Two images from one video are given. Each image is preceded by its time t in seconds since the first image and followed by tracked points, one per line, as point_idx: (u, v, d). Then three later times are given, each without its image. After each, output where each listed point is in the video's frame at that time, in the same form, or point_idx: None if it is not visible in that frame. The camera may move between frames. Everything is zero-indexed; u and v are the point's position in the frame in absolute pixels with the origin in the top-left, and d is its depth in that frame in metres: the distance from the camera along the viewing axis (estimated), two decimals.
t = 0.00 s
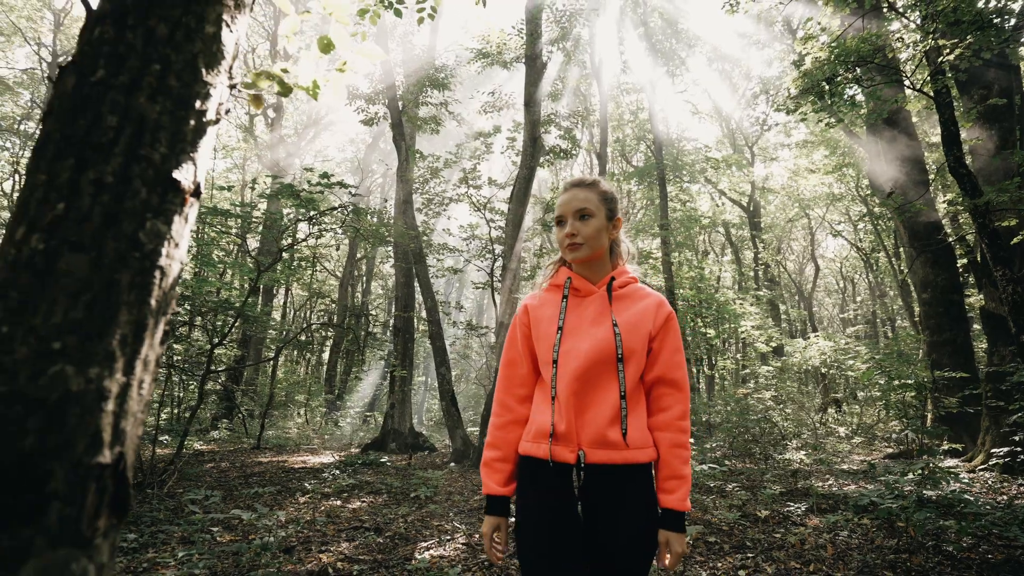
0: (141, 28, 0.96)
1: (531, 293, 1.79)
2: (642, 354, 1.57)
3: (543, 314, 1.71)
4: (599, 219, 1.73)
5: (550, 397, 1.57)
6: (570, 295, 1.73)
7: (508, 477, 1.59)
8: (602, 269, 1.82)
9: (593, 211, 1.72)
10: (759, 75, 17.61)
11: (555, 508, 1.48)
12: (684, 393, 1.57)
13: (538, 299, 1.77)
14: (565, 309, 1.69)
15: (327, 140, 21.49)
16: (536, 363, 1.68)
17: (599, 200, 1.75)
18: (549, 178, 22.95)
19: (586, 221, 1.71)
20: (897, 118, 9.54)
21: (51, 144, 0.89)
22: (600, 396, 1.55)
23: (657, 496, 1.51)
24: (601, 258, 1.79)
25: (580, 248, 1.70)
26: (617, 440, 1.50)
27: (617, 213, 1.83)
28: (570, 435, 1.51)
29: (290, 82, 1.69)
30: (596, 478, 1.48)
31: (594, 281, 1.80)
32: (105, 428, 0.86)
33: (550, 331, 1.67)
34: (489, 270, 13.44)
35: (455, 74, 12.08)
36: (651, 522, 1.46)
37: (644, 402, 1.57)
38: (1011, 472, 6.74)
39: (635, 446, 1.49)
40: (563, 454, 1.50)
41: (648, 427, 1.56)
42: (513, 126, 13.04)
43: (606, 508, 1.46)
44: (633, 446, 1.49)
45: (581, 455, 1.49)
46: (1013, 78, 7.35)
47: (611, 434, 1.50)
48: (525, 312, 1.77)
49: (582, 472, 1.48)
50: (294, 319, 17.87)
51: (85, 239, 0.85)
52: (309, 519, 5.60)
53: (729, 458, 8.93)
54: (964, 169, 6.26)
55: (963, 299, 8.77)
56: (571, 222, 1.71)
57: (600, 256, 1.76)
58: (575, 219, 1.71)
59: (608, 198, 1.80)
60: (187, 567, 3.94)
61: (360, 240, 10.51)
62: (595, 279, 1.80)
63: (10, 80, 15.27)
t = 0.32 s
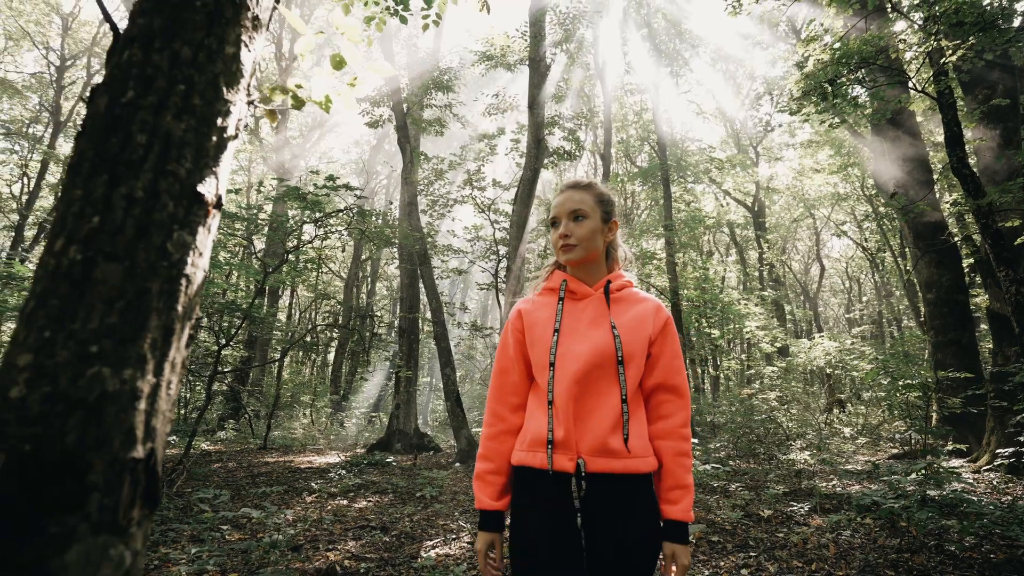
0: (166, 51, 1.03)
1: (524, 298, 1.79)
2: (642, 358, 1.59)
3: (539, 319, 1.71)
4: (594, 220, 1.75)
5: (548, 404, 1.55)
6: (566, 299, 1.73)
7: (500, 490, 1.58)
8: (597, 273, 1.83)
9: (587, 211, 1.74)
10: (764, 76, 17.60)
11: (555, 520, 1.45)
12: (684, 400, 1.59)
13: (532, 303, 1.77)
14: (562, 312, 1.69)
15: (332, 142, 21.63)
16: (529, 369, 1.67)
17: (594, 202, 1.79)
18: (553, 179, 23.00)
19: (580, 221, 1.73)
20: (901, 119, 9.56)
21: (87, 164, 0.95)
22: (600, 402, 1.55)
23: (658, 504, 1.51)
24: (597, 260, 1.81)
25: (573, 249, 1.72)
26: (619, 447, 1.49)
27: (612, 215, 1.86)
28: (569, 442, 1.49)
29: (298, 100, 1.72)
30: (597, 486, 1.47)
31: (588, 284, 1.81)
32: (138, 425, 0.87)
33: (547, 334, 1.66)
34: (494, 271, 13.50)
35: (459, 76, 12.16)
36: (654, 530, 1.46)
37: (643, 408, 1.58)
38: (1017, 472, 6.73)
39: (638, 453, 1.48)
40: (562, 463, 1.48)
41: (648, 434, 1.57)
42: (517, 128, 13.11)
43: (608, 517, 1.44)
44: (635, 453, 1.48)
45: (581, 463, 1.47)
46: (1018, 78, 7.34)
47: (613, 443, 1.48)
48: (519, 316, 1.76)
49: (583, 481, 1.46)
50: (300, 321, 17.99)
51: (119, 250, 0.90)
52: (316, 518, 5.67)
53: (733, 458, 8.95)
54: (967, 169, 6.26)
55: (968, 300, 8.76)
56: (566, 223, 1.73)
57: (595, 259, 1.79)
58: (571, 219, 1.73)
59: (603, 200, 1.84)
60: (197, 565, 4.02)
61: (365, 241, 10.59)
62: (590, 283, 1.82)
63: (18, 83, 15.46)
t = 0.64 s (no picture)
0: (189, 75, 1.10)
1: (518, 292, 1.70)
2: (639, 351, 1.49)
3: (531, 311, 1.62)
4: (586, 212, 1.71)
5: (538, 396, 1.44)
6: (561, 291, 1.65)
7: (484, 492, 1.48)
8: (590, 267, 1.77)
9: (578, 203, 1.72)
10: (768, 76, 17.58)
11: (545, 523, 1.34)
12: (685, 397, 1.49)
13: (525, 297, 1.68)
14: (556, 304, 1.60)
15: (338, 144, 21.81)
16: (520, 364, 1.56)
17: (587, 194, 1.74)
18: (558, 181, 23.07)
19: (572, 214, 1.70)
20: (905, 119, 9.54)
21: (118, 181, 1.02)
22: (594, 395, 1.44)
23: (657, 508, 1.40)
24: (590, 254, 1.75)
25: (565, 240, 1.69)
26: (615, 445, 1.37)
27: (606, 209, 1.81)
28: (561, 438, 1.38)
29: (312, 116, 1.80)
30: (590, 486, 1.35)
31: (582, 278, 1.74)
32: (166, 425, 0.94)
33: (539, 326, 1.57)
34: (498, 272, 13.57)
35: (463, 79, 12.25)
36: (650, 534, 1.35)
37: (640, 405, 1.48)
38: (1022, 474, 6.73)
39: (633, 451, 1.38)
40: (553, 458, 1.36)
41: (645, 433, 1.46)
42: (521, 130, 13.18)
43: (602, 517, 1.33)
44: (631, 451, 1.37)
45: (573, 459, 1.35)
46: None
47: (607, 439, 1.37)
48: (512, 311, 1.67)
49: (575, 480, 1.34)
50: (306, 322, 18.15)
51: (148, 262, 0.97)
52: (324, 517, 5.76)
53: (737, 458, 9.00)
54: (971, 171, 6.31)
55: (973, 300, 8.74)
56: (557, 215, 1.71)
57: (588, 251, 1.73)
58: (562, 211, 1.70)
59: (597, 193, 1.78)
60: (208, 561, 4.12)
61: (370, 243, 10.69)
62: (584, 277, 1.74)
63: (28, 88, 15.71)
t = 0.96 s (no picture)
0: (208, 99, 1.17)
1: (511, 291, 1.74)
2: (632, 348, 1.50)
3: (524, 308, 1.65)
4: (578, 208, 1.74)
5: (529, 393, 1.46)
6: (554, 289, 1.68)
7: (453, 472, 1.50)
8: (584, 264, 1.79)
9: (570, 200, 1.73)
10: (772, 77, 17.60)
11: (532, 521, 1.35)
12: (678, 395, 1.50)
13: (518, 295, 1.71)
14: (548, 301, 1.63)
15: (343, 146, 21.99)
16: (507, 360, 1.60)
17: (579, 191, 1.76)
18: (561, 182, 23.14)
19: (562, 211, 1.72)
20: (908, 121, 9.55)
21: (143, 199, 1.09)
22: (585, 392, 1.46)
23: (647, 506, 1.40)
24: (583, 251, 1.78)
25: (556, 238, 1.72)
26: (605, 443, 1.39)
27: (599, 206, 1.82)
28: (551, 435, 1.40)
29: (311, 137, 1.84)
30: (581, 484, 1.36)
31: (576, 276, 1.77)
32: (190, 426, 1.01)
33: (531, 324, 1.59)
34: (502, 274, 13.64)
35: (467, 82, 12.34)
36: (640, 531, 1.35)
37: (633, 403, 1.49)
38: None
39: (624, 448, 1.39)
40: (542, 457, 1.39)
41: (637, 430, 1.48)
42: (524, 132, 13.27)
43: (591, 516, 1.34)
44: (622, 448, 1.39)
45: (562, 457, 1.37)
46: None
47: (598, 436, 1.39)
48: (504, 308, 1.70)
49: (564, 478, 1.36)
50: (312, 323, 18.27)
51: (173, 275, 1.04)
52: (330, 517, 5.84)
53: (740, 459, 9.03)
54: (971, 172, 6.40)
55: (977, 300, 8.75)
56: (548, 212, 1.74)
57: (580, 248, 1.76)
58: (553, 208, 1.73)
59: (590, 191, 1.81)
60: (217, 559, 4.20)
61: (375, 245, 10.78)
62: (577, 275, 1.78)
63: (35, 91, 15.90)
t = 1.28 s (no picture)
0: (226, 121, 1.25)
1: (504, 292, 1.79)
2: (624, 352, 1.56)
3: (517, 310, 1.71)
4: (569, 210, 1.79)
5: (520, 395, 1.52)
6: (546, 290, 1.74)
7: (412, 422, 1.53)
8: (577, 266, 1.85)
9: (561, 203, 1.79)
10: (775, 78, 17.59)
11: (523, 522, 1.42)
12: (671, 396, 1.55)
13: (512, 297, 1.77)
14: (541, 303, 1.68)
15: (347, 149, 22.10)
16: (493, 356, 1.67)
17: (571, 193, 1.81)
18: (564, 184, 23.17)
19: (554, 214, 1.77)
20: (910, 122, 9.56)
21: (166, 216, 1.16)
22: (576, 395, 1.51)
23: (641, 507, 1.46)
24: (576, 253, 1.84)
25: (548, 240, 1.77)
26: (595, 445, 1.44)
27: (592, 207, 1.87)
28: (541, 438, 1.46)
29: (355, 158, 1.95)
30: (571, 486, 1.41)
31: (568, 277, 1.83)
32: (211, 429, 1.09)
33: (523, 327, 1.65)
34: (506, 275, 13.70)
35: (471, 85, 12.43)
36: (630, 532, 1.40)
37: (625, 406, 1.54)
38: None
39: (614, 451, 1.44)
40: (533, 460, 1.45)
41: (629, 433, 1.53)
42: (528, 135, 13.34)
43: (580, 517, 1.40)
44: (611, 451, 1.44)
45: (552, 459, 1.43)
46: None
47: (587, 440, 1.44)
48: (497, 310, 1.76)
49: (553, 480, 1.42)
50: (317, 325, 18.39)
51: (194, 288, 1.12)
52: (337, 518, 5.91)
53: (743, 460, 9.05)
54: (972, 174, 6.45)
55: (980, 301, 8.76)
56: (540, 215, 1.79)
57: (572, 248, 1.81)
58: (544, 211, 1.79)
59: (583, 193, 1.86)
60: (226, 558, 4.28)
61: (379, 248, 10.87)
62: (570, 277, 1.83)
63: (43, 96, 16.11)
